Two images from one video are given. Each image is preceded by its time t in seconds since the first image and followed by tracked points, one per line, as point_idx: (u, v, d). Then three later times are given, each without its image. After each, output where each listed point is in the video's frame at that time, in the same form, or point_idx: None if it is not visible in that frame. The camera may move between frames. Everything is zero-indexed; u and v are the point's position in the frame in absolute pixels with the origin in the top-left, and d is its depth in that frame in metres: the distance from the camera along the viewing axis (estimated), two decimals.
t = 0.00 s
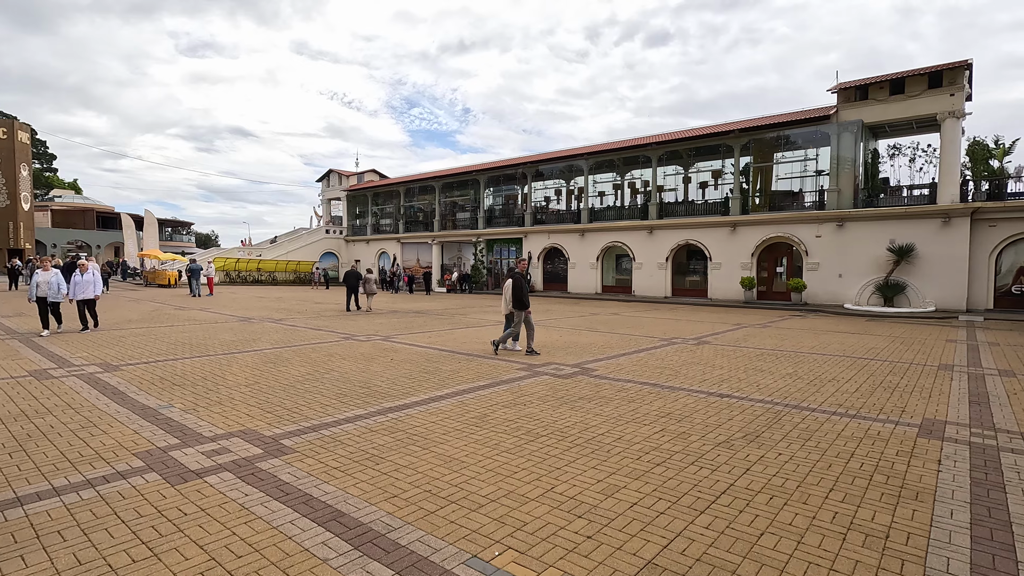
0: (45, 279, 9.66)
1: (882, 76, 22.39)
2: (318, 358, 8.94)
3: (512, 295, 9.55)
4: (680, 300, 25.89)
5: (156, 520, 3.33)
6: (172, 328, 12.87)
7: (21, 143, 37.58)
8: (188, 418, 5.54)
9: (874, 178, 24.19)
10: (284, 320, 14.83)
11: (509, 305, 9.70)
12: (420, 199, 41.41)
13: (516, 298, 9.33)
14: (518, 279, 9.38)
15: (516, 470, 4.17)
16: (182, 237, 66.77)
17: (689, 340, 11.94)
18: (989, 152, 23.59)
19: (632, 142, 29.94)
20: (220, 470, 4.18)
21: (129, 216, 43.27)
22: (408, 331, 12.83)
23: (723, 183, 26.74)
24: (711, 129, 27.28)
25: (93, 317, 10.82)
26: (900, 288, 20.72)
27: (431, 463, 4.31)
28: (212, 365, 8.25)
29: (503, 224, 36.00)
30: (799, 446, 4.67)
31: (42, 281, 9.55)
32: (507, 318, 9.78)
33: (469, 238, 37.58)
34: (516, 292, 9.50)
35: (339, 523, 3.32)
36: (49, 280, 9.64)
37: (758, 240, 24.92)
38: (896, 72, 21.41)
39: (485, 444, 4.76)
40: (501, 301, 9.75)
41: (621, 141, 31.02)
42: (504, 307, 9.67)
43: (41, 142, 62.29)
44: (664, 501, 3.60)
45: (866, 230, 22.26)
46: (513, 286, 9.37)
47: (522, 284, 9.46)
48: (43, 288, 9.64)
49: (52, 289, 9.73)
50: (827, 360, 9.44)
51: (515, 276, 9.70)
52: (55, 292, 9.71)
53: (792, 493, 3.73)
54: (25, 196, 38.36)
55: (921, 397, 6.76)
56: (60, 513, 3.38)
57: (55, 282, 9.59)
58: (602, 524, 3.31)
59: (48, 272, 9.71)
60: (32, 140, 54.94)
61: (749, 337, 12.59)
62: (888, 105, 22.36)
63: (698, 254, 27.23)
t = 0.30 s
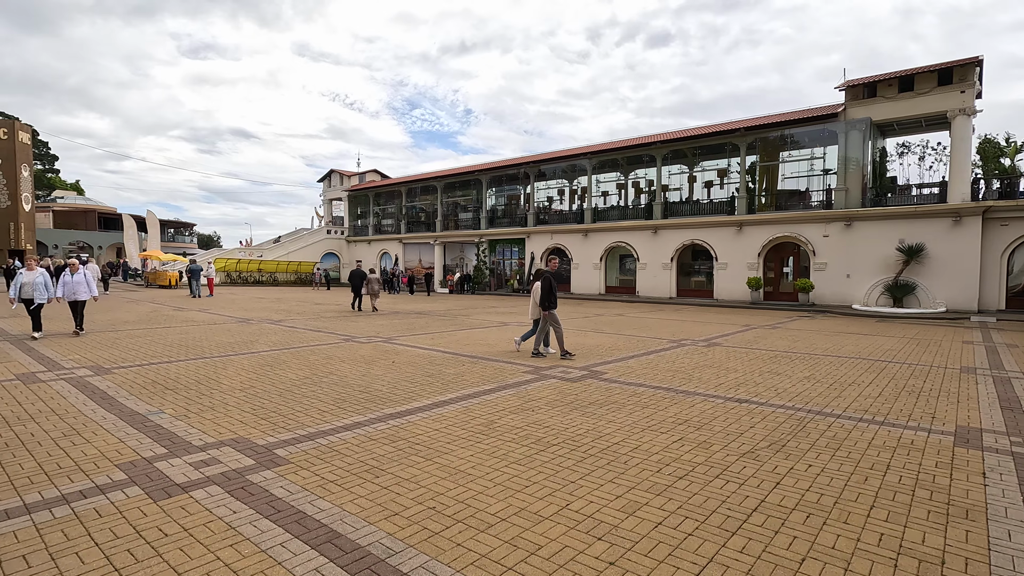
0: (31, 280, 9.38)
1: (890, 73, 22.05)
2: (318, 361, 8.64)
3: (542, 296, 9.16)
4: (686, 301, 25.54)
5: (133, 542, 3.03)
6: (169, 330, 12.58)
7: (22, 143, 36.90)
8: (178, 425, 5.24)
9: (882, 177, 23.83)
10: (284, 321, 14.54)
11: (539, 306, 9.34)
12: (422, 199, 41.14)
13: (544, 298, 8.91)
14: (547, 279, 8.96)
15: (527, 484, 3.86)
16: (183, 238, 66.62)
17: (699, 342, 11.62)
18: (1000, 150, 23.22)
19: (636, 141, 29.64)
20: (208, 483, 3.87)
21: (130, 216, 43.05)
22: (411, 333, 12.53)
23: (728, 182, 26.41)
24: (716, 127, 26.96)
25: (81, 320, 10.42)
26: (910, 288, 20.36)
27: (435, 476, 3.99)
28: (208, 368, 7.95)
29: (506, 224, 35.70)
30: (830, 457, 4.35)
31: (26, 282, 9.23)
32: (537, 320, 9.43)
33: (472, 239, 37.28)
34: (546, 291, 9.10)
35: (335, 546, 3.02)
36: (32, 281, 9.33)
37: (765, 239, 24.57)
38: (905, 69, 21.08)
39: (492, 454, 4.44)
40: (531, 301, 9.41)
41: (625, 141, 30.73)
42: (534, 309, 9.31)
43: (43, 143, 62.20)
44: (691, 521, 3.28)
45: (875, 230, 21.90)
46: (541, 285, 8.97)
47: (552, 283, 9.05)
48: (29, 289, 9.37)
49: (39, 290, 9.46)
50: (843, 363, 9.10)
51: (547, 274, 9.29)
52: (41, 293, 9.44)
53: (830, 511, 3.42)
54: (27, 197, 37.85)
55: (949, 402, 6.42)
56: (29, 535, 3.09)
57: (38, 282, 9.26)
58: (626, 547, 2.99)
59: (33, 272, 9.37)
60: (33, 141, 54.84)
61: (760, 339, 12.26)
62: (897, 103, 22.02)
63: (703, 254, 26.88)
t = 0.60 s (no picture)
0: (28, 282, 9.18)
1: (914, 68, 21.43)
2: (327, 366, 8.37)
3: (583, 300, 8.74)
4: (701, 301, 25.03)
5: None
6: (177, 332, 12.40)
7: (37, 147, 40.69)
8: (177, 437, 4.96)
9: (905, 175, 23.15)
10: (294, 323, 14.31)
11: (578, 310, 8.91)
12: (433, 199, 40.98)
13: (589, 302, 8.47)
14: (590, 282, 8.53)
15: (549, 508, 3.52)
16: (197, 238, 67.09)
17: (720, 345, 11.19)
18: None
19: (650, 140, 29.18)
20: (202, 505, 3.58)
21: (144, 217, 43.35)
22: (422, 335, 12.27)
23: (745, 181, 25.85)
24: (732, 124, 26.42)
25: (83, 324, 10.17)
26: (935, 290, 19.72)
27: (448, 498, 3.67)
28: (214, 373, 7.72)
29: (518, 224, 35.38)
30: (880, 479, 3.96)
31: (24, 283, 9.02)
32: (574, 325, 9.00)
33: (483, 238, 37.02)
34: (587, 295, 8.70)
35: None
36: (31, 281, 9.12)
37: (783, 239, 24.00)
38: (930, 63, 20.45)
39: (510, 473, 4.12)
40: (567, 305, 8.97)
41: (638, 139, 30.29)
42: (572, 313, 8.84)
43: (61, 145, 63.07)
44: (736, 556, 2.93)
45: (898, 229, 21.26)
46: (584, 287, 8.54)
47: (596, 287, 8.65)
48: (27, 292, 9.18)
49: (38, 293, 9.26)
50: (875, 369, 8.64)
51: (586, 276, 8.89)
52: (40, 296, 9.23)
53: (891, 545, 3.04)
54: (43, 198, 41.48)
55: (998, 414, 5.96)
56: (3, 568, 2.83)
57: (37, 284, 9.04)
58: None
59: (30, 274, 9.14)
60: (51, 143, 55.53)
61: (783, 342, 11.84)
62: (921, 98, 21.38)
63: (719, 254, 26.35)
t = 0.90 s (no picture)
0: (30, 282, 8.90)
1: (950, 61, 20.63)
2: (344, 370, 8.11)
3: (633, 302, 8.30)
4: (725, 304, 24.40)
5: None
6: (195, 333, 12.34)
7: (65, 149, 42.55)
8: (186, 445, 4.73)
9: (940, 173, 22.28)
10: (310, 324, 14.17)
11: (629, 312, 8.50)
12: (451, 200, 40.88)
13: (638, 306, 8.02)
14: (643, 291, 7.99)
15: (582, 534, 3.18)
16: (218, 240, 68.09)
17: (750, 350, 10.72)
18: None
19: (671, 139, 28.64)
20: (206, 524, 3.30)
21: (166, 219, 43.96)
22: (440, 337, 11.99)
23: (771, 180, 25.17)
24: (757, 122, 25.77)
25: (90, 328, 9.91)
26: (973, 292, 18.88)
27: (471, 520, 3.34)
28: (228, 376, 7.51)
29: (536, 225, 35.05)
30: (953, 505, 3.53)
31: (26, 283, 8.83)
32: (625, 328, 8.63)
33: (501, 240, 36.75)
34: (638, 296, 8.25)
35: None
36: (38, 280, 8.91)
37: (810, 239, 23.29)
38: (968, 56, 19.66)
39: (536, 491, 3.78)
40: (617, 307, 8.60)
41: (659, 138, 29.77)
42: (623, 316, 8.45)
43: (88, 148, 64.53)
44: None
45: (932, 229, 20.44)
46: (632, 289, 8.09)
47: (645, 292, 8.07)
48: (28, 294, 8.88)
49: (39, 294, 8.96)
50: (921, 377, 8.11)
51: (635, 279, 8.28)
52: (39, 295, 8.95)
53: None
54: (70, 200, 43.23)
55: None
56: None
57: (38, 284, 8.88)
58: None
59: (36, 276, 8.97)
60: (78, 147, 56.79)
61: (816, 347, 11.31)
62: (958, 92, 20.55)
63: (743, 254, 25.70)
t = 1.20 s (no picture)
0: (32, 282, 8.56)
1: (997, 52, 19.73)
2: (365, 374, 7.88)
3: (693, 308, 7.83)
4: (754, 306, 23.68)
5: None
6: (217, 333, 12.29)
7: (97, 151, 43.44)
8: (199, 456, 4.49)
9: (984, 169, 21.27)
10: (332, 325, 14.04)
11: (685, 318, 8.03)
12: (472, 200, 40.73)
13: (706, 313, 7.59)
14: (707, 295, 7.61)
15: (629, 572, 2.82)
16: (243, 240, 69.14)
17: (787, 355, 10.20)
18: None
19: (698, 136, 27.97)
20: (215, 550, 3.03)
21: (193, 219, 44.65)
22: (462, 340, 11.71)
23: (802, 178, 24.37)
24: (788, 118, 24.99)
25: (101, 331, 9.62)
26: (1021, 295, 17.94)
27: (502, 551, 3.01)
28: (246, 380, 7.32)
29: (558, 225, 34.64)
30: None
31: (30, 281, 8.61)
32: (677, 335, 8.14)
33: (523, 239, 36.42)
34: (700, 303, 7.81)
35: None
36: (43, 280, 8.63)
37: (844, 239, 22.45)
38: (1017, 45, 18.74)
39: (573, 517, 3.43)
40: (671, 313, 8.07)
41: (684, 136, 29.13)
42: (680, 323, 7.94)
43: (119, 151, 66.11)
44: None
45: (976, 228, 19.50)
46: (698, 295, 7.62)
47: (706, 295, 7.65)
48: (32, 295, 8.55)
49: (44, 296, 8.63)
50: (978, 386, 7.55)
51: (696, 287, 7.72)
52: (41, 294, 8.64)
53: None
54: (101, 201, 44.16)
55: None
56: None
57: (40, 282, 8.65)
58: None
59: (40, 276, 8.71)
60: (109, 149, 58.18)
61: (856, 352, 10.74)
62: (1005, 84, 19.61)
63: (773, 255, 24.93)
